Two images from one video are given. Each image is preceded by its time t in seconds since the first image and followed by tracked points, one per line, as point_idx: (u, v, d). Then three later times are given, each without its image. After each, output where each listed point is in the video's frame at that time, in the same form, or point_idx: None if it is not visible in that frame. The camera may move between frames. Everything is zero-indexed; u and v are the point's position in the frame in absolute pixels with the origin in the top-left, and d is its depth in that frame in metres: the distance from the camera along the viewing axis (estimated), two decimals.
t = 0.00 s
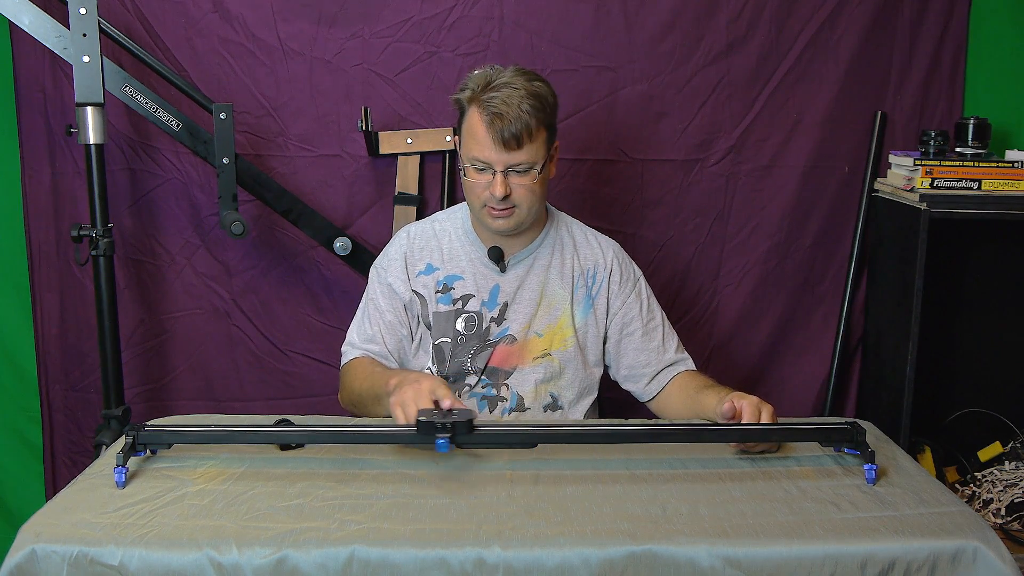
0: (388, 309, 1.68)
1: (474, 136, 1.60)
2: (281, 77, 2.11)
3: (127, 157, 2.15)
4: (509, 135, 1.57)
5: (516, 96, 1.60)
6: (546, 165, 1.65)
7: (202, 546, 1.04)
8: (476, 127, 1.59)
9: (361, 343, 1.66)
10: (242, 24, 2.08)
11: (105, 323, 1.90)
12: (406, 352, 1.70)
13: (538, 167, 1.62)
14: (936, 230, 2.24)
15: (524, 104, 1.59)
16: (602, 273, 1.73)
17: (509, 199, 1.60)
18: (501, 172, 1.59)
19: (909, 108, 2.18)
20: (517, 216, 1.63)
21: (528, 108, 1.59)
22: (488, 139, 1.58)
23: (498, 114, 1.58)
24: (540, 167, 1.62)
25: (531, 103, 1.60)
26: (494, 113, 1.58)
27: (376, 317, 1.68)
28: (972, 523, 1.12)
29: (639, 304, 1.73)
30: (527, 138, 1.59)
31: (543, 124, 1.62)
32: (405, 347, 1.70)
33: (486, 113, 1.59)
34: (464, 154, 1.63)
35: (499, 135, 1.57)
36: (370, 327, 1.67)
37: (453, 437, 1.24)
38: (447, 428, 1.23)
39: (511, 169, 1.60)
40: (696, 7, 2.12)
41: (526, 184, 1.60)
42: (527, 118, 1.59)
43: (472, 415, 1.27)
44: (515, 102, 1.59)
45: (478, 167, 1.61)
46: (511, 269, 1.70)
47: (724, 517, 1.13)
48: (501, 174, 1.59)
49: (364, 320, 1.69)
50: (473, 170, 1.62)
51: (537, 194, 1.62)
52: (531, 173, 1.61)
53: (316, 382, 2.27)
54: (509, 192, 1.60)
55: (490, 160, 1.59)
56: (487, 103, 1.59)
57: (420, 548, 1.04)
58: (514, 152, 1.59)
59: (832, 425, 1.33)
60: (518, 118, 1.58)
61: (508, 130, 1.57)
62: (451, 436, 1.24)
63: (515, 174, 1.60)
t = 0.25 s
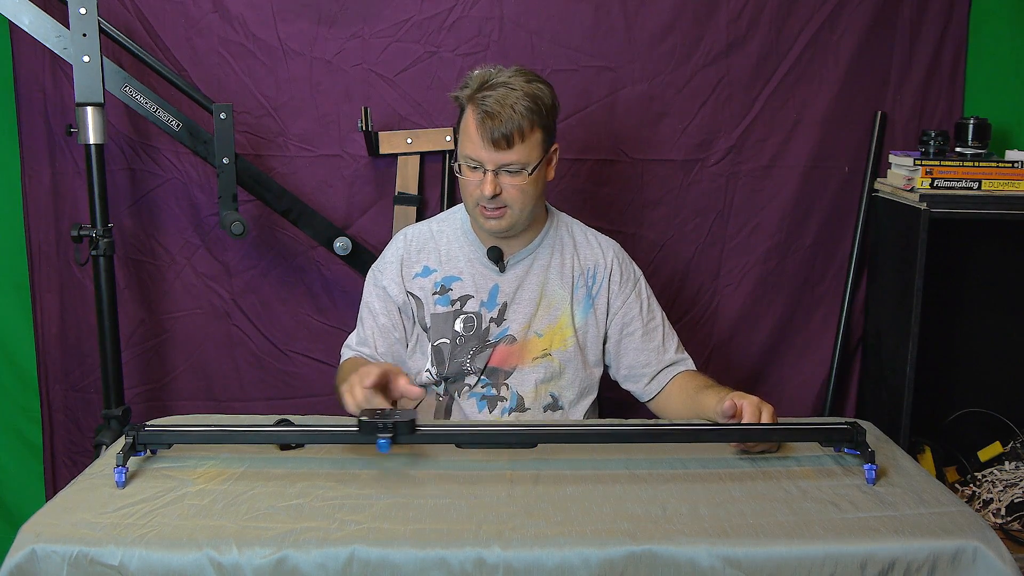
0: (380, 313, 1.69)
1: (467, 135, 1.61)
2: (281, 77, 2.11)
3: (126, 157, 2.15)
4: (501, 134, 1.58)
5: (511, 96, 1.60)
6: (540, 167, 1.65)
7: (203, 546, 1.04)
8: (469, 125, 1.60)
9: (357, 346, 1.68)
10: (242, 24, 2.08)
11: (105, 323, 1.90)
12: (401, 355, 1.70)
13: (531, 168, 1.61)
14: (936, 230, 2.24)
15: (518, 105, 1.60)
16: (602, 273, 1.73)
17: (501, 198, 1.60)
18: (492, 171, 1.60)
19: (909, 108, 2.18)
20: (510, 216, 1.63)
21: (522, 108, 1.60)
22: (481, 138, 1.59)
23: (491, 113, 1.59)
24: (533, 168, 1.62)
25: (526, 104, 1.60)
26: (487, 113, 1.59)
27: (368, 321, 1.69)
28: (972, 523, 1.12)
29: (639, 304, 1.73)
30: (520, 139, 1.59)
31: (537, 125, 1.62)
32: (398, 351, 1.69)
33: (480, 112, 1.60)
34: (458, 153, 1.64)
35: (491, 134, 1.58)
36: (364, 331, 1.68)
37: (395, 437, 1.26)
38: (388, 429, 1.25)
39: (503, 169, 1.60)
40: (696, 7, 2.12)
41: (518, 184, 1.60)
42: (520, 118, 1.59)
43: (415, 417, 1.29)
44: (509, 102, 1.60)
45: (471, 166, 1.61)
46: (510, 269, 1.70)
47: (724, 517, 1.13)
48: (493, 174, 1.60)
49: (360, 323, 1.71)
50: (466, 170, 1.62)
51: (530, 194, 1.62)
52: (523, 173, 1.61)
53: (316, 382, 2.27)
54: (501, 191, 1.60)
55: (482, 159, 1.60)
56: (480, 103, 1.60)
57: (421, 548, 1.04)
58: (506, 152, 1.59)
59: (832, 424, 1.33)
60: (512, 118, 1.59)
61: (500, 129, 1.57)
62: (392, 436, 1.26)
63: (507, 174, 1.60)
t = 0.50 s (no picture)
0: (374, 312, 1.69)
1: (467, 134, 1.61)
2: (281, 77, 2.11)
3: (126, 157, 2.15)
4: (501, 131, 1.58)
5: (507, 92, 1.60)
6: (541, 161, 1.65)
7: (202, 546, 1.04)
8: (468, 125, 1.61)
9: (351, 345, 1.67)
10: (242, 24, 2.08)
11: (105, 323, 1.90)
12: (394, 354, 1.70)
13: (533, 163, 1.62)
14: (936, 230, 2.24)
15: (515, 101, 1.60)
16: (602, 273, 1.73)
17: (505, 195, 1.60)
18: (495, 169, 1.60)
19: (909, 108, 2.18)
20: (515, 213, 1.63)
21: (520, 104, 1.60)
22: (480, 136, 1.59)
23: (489, 111, 1.59)
24: (534, 163, 1.62)
25: (523, 98, 1.61)
26: (486, 110, 1.59)
27: (363, 321, 1.69)
28: (972, 523, 1.12)
29: (639, 304, 1.72)
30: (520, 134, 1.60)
31: (536, 120, 1.63)
32: (388, 352, 1.69)
33: (478, 111, 1.60)
34: (459, 153, 1.64)
35: (492, 132, 1.59)
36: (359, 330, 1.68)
37: (347, 438, 1.26)
38: (341, 429, 1.26)
39: (505, 166, 1.60)
40: (696, 7, 2.12)
41: (521, 180, 1.60)
42: (518, 114, 1.59)
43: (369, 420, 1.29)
44: (506, 98, 1.60)
45: (473, 165, 1.62)
46: (510, 268, 1.70)
47: (724, 517, 1.13)
48: (495, 171, 1.60)
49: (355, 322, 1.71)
50: (468, 169, 1.63)
51: (533, 189, 1.62)
52: (525, 169, 1.61)
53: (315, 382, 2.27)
54: (504, 188, 1.60)
55: (483, 157, 1.60)
56: (478, 101, 1.61)
57: (421, 548, 1.04)
58: (507, 149, 1.60)
59: (832, 425, 1.33)
60: (510, 114, 1.59)
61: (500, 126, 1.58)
62: (345, 437, 1.26)
63: (509, 171, 1.61)
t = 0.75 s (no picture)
0: (372, 314, 1.69)
1: (471, 129, 1.61)
2: (281, 77, 2.11)
3: (126, 157, 2.15)
4: (506, 124, 1.58)
5: (509, 86, 1.61)
6: (544, 155, 1.65)
7: (202, 546, 1.04)
8: (472, 121, 1.60)
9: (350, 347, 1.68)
10: (242, 24, 2.08)
11: (105, 323, 1.90)
12: (392, 356, 1.70)
13: (537, 155, 1.62)
14: (936, 230, 2.24)
15: (517, 93, 1.60)
16: (602, 272, 1.73)
17: (512, 189, 1.60)
18: (500, 162, 1.60)
19: (909, 107, 2.18)
20: (522, 207, 1.63)
21: (522, 97, 1.60)
22: (484, 131, 1.59)
23: (492, 106, 1.59)
24: (539, 156, 1.62)
25: (524, 92, 1.61)
26: (489, 104, 1.59)
27: (361, 322, 1.70)
28: (972, 523, 1.12)
29: (639, 303, 1.72)
30: (524, 126, 1.60)
31: (538, 113, 1.63)
32: (386, 354, 1.69)
33: (480, 106, 1.60)
34: (462, 149, 1.64)
35: (496, 125, 1.58)
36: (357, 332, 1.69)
37: (310, 438, 1.27)
38: (303, 429, 1.27)
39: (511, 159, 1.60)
40: (696, 7, 2.12)
41: (527, 173, 1.60)
42: (522, 106, 1.60)
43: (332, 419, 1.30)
44: (508, 92, 1.60)
45: (478, 161, 1.61)
46: (510, 268, 1.70)
47: (724, 517, 1.13)
48: (501, 165, 1.60)
49: (354, 324, 1.71)
50: (472, 165, 1.62)
51: (538, 181, 1.62)
52: (530, 161, 1.61)
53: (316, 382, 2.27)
54: (511, 182, 1.60)
55: (489, 152, 1.60)
56: (480, 96, 1.60)
57: (421, 548, 1.04)
58: (512, 142, 1.59)
59: (832, 425, 1.33)
60: (514, 107, 1.59)
61: (505, 119, 1.58)
62: (307, 437, 1.27)
63: (515, 164, 1.61)
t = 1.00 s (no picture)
0: (372, 313, 1.69)
1: (470, 127, 1.61)
2: (281, 77, 2.11)
3: (126, 157, 2.15)
4: (506, 124, 1.58)
5: (510, 85, 1.61)
6: (543, 155, 1.65)
7: (202, 546, 1.04)
8: (472, 119, 1.60)
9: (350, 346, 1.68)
10: (242, 24, 2.08)
11: (105, 323, 1.90)
12: (391, 356, 1.70)
13: (536, 156, 1.62)
14: (936, 229, 2.24)
15: (519, 93, 1.60)
16: (601, 272, 1.73)
17: (510, 188, 1.60)
18: (499, 162, 1.60)
19: (909, 107, 2.18)
20: (519, 207, 1.63)
21: (523, 97, 1.60)
22: (484, 129, 1.59)
23: (493, 105, 1.59)
24: (538, 156, 1.62)
25: (526, 92, 1.61)
26: (490, 103, 1.59)
27: (361, 322, 1.69)
28: (972, 523, 1.12)
29: (639, 303, 1.72)
30: (524, 126, 1.60)
31: (539, 113, 1.63)
32: (386, 354, 1.69)
33: (480, 105, 1.60)
34: (461, 147, 1.64)
35: (496, 124, 1.59)
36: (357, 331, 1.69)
37: (282, 438, 1.27)
38: (274, 428, 1.27)
39: (510, 159, 1.60)
40: (696, 7, 2.12)
41: (526, 173, 1.60)
42: (522, 106, 1.60)
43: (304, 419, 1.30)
44: (509, 92, 1.60)
45: (476, 160, 1.61)
46: (510, 268, 1.69)
47: (724, 517, 1.13)
48: (500, 164, 1.60)
49: (353, 323, 1.71)
50: (471, 163, 1.62)
51: (537, 182, 1.62)
52: (529, 162, 1.61)
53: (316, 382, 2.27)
54: (510, 181, 1.60)
55: (488, 151, 1.60)
56: (481, 95, 1.61)
57: (421, 548, 1.04)
58: (512, 142, 1.60)
59: (832, 425, 1.33)
60: (514, 107, 1.59)
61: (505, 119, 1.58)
62: (278, 437, 1.27)
63: (513, 164, 1.61)
